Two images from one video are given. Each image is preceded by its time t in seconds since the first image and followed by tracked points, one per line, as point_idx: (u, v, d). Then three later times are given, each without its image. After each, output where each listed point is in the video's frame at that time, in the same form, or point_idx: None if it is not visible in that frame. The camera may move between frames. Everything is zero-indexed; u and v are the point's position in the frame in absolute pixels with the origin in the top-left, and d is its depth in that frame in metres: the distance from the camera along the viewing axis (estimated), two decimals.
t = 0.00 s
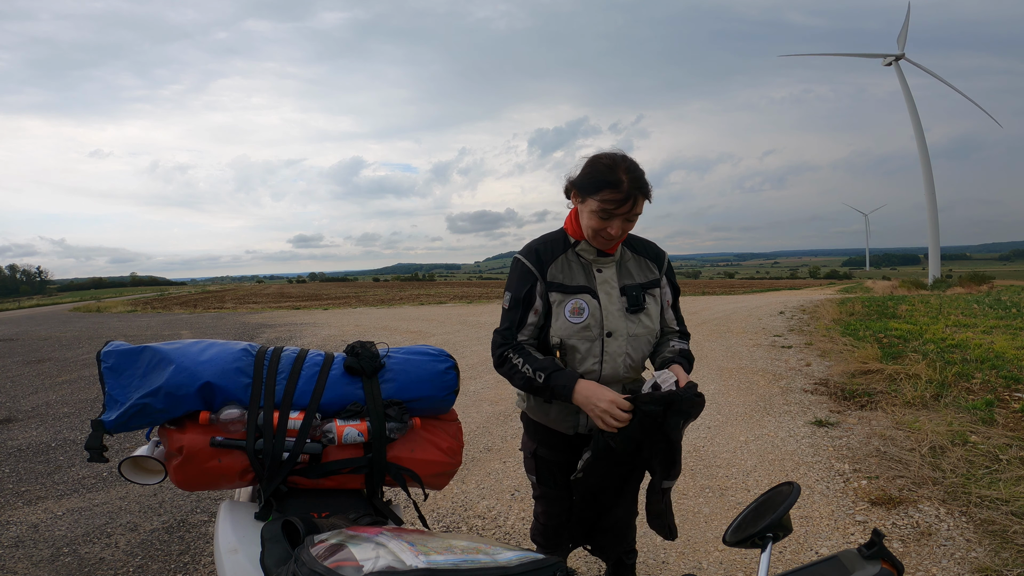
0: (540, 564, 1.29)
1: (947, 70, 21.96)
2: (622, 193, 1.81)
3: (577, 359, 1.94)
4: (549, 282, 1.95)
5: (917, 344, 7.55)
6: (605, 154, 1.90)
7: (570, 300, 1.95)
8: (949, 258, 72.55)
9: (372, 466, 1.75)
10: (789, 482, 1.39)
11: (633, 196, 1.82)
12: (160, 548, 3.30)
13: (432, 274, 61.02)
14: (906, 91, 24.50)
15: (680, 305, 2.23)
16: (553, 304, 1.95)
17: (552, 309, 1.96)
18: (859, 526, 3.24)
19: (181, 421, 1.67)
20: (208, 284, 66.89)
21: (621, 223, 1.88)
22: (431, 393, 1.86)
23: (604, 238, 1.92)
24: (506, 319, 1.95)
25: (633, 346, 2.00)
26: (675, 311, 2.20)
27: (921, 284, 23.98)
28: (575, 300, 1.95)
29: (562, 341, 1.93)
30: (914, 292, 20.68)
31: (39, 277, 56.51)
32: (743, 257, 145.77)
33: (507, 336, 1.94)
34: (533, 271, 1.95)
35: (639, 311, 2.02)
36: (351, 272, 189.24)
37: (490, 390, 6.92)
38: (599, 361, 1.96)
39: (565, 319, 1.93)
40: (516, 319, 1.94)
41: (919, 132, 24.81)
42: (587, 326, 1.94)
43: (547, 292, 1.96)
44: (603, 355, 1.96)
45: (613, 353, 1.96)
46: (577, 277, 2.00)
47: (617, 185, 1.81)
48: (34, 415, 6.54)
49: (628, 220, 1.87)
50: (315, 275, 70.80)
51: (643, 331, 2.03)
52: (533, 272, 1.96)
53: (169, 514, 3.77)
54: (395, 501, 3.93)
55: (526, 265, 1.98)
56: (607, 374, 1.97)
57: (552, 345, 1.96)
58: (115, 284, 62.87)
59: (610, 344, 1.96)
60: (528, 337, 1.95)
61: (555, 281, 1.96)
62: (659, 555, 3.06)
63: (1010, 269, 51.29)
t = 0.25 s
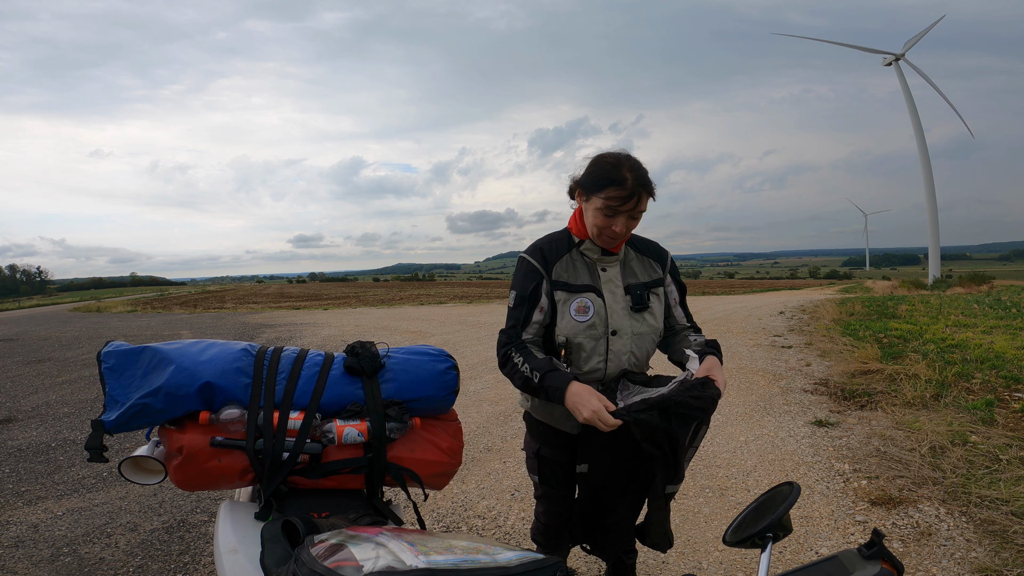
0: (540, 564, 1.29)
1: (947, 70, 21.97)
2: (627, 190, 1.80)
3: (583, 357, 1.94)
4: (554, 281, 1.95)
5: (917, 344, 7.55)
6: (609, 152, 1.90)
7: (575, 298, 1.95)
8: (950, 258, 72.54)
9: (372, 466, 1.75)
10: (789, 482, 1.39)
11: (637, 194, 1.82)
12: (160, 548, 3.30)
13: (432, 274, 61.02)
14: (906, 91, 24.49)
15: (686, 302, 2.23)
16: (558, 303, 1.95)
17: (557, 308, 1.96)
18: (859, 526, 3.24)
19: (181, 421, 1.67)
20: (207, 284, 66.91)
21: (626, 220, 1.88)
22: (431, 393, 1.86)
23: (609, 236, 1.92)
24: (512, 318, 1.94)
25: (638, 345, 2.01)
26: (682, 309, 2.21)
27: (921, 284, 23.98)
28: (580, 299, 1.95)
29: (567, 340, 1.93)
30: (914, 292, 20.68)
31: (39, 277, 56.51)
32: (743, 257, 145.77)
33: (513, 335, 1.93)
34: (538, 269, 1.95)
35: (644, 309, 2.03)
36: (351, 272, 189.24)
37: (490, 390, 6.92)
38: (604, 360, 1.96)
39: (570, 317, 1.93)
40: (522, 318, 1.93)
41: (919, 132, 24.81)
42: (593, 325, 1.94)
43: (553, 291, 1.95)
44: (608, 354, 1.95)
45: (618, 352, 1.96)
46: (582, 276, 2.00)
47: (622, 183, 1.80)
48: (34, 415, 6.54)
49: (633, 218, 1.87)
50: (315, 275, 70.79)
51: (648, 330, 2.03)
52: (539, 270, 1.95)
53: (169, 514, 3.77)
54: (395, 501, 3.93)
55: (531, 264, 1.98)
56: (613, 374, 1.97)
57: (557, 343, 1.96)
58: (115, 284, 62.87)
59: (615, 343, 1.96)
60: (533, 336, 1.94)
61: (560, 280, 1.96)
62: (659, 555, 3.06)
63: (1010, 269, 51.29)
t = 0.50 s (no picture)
0: (540, 563, 1.29)
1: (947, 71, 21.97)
2: (621, 173, 1.83)
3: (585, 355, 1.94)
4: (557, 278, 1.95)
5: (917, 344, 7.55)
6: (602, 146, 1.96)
7: (577, 296, 1.95)
8: (950, 258, 72.54)
9: (372, 466, 1.75)
10: (789, 483, 1.39)
11: (631, 176, 1.84)
12: (160, 548, 3.30)
13: (432, 274, 61.03)
14: (906, 91, 24.50)
15: (692, 301, 2.21)
16: (560, 300, 1.95)
17: (560, 305, 1.96)
18: (859, 526, 3.24)
19: (180, 421, 1.67)
20: (207, 284, 66.92)
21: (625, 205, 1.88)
22: (431, 393, 1.86)
23: (610, 224, 1.91)
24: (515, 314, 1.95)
25: (641, 343, 2.00)
26: (689, 308, 2.20)
27: (921, 284, 23.99)
28: (582, 296, 1.95)
29: (569, 337, 1.92)
30: (914, 292, 20.69)
31: (39, 277, 56.50)
32: (743, 257, 145.77)
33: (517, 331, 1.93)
34: (541, 266, 1.96)
35: (647, 307, 2.02)
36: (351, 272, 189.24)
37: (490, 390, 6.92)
38: (606, 357, 1.96)
39: (572, 314, 1.93)
40: (525, 315, 1.94)
41: (919, 132, 24.81)
42: (595, 322, 1.94)
43: (556, 287, 1.95)
44: (609, 352, 1.95)
45: (620, 350, 1.96)
46: (585, 273, 2.00)
47: (615, 168, 1.84)
48: (34, 415, 6.54)
49: (631, 201, 1.87)
50: (315, 274, 70.78)
51: (651, 329, 2.02)
52: (541, 268, 1.96)
53: (169, 514, 3.77)
54: (395, 501, 3.93)
55: (534, 261, 1.99)
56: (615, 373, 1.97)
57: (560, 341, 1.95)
58: (115, 284, 62.87)
59: (616, 341, 1.96)
60: (538, 332, 1.93)
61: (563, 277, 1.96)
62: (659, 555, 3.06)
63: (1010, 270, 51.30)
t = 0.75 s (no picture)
0: (540, 563, 1.29)
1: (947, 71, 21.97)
2: (601, 151, 1.97)
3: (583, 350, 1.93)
4: (554, 273, 1.96)
5: (917, 344, 7.55)
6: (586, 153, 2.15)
7: (575, 290, 1.95)
8: (950, 258, 72.54)
9: (372, 466, 1.75)
10: (789, 482, 1.39)
11: (612, 153, 1.97)
12: (160, 548, 3.30)
13: (432, 275, 61.06)
14: (906, 91, 24.49)
15: (693, 300, 2.20)
16: (558, 295, 1.95)
17: (558, 300, 1.96)
18: (859, 526, 3.24)
19: (181, 421, 1.68)
20: (207, 284, 66.92)
21: (611, 181, 1.97)
22: (431, 393, 1.86)
23: (600, 201, 1.97)
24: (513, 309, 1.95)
25: (642, 338, 1.97)
26: (689, 305, 2.18)
27: (921, 284, 24.00)
28: (580, 289, 1.95)
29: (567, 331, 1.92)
30: (914, 292, 20.72)
31: (39, 277, 56.50)
32: (743, 257, 145.77)
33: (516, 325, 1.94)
34: (539, 262, 1.98)
35: (646, 302, 2.00)
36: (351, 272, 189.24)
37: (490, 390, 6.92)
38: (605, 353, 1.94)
39: (569, 309, 1.93)
40: (524, 310, 1.94)
41: (919, 132, 24.81)
42: (593, 316, 1.93)
43: (553, 282, 1.96)
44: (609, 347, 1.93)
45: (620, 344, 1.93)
46: (583, 268, 2.00)
47: (595, 149, 1.99)
48: (34, 415, 6.54)
49: (616, 177, 1.97)
50: (315, 274, 70.77)
51: (652, 324, 1.99)
52: (539, 263, 1.98)
53: (169, 514, 3.77)
54: (395, 501, 3.93)
55: (533, 258, 2.01)
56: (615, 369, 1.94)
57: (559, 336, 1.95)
58: (115, 284, 62.88)
59: (616, 335, 1.93)
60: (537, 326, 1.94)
61: (561, 273, 1.97)
62: (659, 555, 3.06)
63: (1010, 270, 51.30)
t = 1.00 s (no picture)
0: (540, 564, 1.29)
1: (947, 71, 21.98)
2: (597, 152, 1.95)
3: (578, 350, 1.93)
4: (547, 275, 1.99)
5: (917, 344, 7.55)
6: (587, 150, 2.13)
7: (569, 291, 1.96)
8: (950, 258, 72.56)
9: (372, 466, 1.75)
10: (789, 483, 1.39)
11: (607, 155, 1.95)
12: (160, 548, 3.30)
13: (432, 275, 61.06)
14: (906, 91, 24.49)
15: (696, 297, 2.20)
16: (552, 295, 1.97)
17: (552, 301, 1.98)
18: (859, 526, 3.24)
19: (181, 421, 1.68)
20: (207, 284, 66.92)
21: (606, 184, 1.95)
22: (431, 393, 1.86)
23: (596, 204, 1.95)
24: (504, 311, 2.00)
25: (638, 337, 1.96)
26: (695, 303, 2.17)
27: (921, 284, 24.00)
28: (574, 290, 1.96)
29: (561, 330, 1.94)
30: (914, 292, 20.73)
31: (39, 277, 56.49)
32: (743, 257, 145.79)
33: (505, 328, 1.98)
34: (530, 266, 1.99)
35: (643, 300, 1.99)
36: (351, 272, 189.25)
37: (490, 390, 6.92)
38: (602, 352, 1.94)
39: (564, 309, 1.94)
40: (511, 312, 1.97)
41: (919, 132, 24.81)
42: (587, 315, 1.94)
43: (547, 284, 1.98)
44: (605, 346, 1.94)
45: (615, 343, 1.94)
46: (577, 269, 2.01)
47: (590, 151, 1.97)
48: (34, 415, 6.54)
49: (611, 179, 1.94)
50: (315, 274, 70.75)
51: (649, 322, 1.98)
52: (531, 266, 1.99)
53: (169, 514, 3.77)
54: (395, 501, 3.93)
55: (526, 261, 2.02)
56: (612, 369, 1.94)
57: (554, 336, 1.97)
58: (115, 284, 62.87)
59: (611, 334, 1.94)
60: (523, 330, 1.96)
61: (555, 273, 1.99)
62: (659, 555, 3.06)
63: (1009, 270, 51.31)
